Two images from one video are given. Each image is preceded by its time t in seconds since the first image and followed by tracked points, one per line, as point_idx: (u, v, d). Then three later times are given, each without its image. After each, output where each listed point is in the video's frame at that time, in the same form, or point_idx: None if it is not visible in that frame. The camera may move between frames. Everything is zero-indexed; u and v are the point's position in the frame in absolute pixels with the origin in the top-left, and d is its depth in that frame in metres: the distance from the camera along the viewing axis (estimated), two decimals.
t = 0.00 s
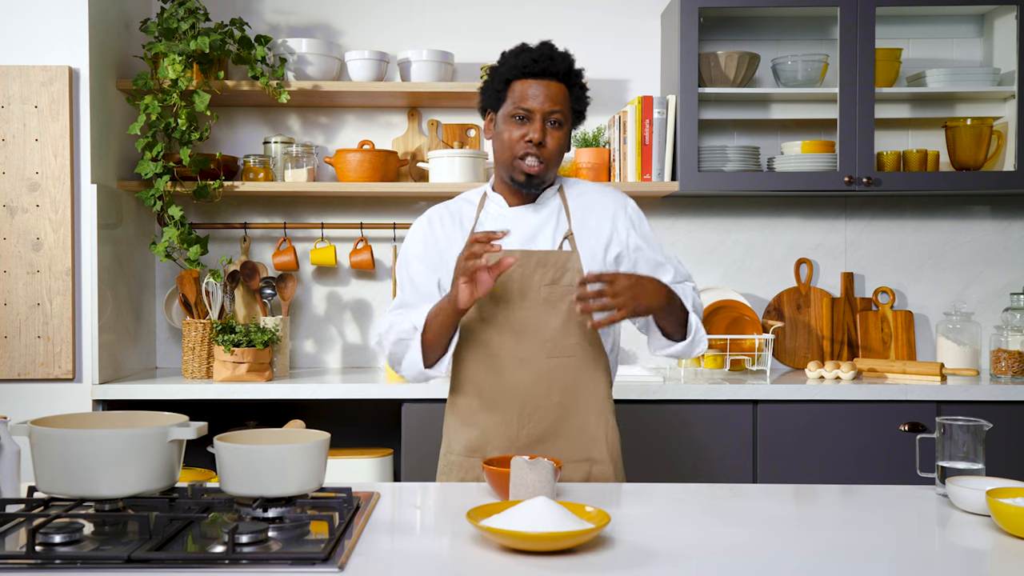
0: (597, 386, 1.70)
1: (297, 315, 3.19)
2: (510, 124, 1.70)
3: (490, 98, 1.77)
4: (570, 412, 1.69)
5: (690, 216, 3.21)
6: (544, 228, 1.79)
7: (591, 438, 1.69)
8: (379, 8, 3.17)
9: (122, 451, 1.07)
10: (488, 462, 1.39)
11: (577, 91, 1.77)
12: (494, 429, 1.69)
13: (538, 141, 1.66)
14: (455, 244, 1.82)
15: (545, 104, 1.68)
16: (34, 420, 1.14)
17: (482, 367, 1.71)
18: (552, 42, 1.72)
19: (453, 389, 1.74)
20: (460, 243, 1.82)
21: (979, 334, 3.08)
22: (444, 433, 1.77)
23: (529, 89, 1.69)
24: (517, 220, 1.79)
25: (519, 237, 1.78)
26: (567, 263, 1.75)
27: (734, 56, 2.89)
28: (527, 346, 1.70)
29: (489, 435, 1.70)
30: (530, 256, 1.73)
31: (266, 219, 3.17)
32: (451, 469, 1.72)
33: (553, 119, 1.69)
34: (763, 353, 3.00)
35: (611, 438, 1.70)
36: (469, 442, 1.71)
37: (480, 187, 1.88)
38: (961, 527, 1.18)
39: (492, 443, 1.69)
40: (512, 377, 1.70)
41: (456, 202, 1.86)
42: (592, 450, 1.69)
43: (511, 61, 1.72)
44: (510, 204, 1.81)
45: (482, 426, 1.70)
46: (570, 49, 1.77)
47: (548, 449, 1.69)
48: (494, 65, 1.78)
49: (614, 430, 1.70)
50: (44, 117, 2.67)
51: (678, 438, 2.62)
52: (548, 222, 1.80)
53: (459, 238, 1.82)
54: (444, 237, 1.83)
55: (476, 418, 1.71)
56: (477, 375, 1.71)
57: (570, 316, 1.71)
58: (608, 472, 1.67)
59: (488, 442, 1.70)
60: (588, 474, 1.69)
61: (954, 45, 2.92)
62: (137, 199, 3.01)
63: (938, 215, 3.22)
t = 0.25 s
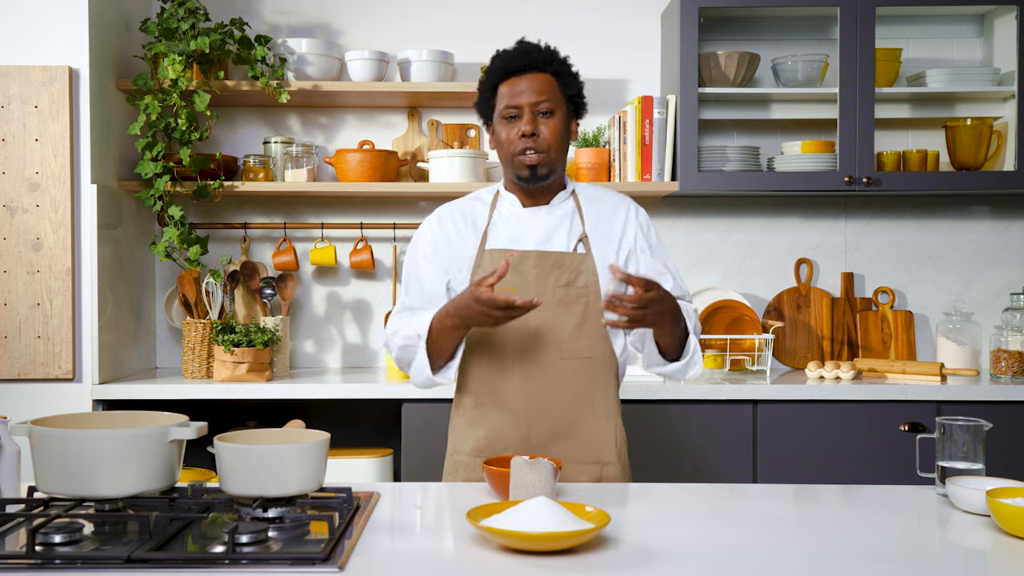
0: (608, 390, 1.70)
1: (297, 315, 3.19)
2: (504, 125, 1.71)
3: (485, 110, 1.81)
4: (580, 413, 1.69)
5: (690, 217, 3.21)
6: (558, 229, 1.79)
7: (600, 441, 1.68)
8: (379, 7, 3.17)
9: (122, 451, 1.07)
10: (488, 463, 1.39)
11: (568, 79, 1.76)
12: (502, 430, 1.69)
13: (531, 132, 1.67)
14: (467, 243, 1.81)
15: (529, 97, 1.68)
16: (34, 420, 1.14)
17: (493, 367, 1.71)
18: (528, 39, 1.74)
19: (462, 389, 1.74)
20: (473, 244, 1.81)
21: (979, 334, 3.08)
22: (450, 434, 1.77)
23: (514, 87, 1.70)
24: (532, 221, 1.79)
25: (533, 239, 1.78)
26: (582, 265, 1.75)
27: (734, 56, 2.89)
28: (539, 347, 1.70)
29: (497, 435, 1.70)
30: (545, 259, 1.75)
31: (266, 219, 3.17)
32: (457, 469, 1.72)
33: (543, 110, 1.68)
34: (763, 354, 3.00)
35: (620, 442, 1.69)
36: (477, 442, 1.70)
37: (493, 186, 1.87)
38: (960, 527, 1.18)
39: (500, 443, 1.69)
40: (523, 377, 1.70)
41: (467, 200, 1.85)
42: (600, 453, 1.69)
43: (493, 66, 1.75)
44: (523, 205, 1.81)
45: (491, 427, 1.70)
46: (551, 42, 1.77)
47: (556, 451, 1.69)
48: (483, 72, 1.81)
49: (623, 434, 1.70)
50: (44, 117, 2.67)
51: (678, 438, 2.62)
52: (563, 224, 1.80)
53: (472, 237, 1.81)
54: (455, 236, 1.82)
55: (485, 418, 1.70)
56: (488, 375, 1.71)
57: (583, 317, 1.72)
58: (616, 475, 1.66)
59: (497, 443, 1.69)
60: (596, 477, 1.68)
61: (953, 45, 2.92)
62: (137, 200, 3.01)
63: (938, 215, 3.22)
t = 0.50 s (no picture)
0: (607, 390, 1.70)
1: (297, 315, 3.19)
2: (503, 121, 1.72)
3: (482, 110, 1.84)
4: (578, 414, 1.69)
5: (690, 216, 3.21)
6: (556, 229, 1.79)
7: (599, 442, 1.69)
8: (379, 7, 3.17)
9: (122, 451, 1.07)
10: (488, 462, 1.39)
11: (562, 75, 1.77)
12: (502, 431, 1.69)
13: (531, 126, 1.67)
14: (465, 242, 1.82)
15: (527, 92, 1.69)
16: (34, 420, 1.14)
17: (492, 368, 1.71)
18: (521, 37, 1.78)
19: (461, 389, 1.73)
20: (472, 242, 1.83)
21: (979, 334, 3.08)
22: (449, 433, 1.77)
23: (511, 83, 1.71)
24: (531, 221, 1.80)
25: (531, 239, 1.78)
26: (580, 264, 1.74)
27: (734, 56, 2.89)
28: (538, 349, 1.70)
29: (497, 436, 1.70)
30: (542, 258, 1.73)
31: (266, 219, 3.17)
32: (457, 468, 1.72)
33: (542, 104, 1.69)
34: (763, 353, 3.00)
35: (620, 442, 1.70)
36: (476, 443, 1.70)
37: (492, 184, 1.88)
38: (960, 527, 1.18)
39: (499, 444, 1.69)
40: (522, 379, 1.69)
41: (467, 198, 1.86)
42: (600, 454, 1.69)
43: (489, 65, 1.78)
44: (522, 203, 1.81)
45: (491, 427, 1.70)
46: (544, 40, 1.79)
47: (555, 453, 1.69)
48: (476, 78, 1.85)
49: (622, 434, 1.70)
50: (44, 117, 2.67)
51: (678, 438, 2.62)
52: (562, 223, 1.80)
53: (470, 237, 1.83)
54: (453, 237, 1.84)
55: (485, 419, 1.70)
56: (486, 376, 1.71)
57: (581, 319, 1.72)
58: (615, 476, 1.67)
59: (497, 443, 1.69)
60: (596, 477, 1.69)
61: (953, 45, 2.92)
62: (137, 200, 3.01)
63: (938, 215, 3.22)
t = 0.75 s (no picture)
0: (599, 399, 1.70)
1: (298, 315, 3.19)
2: (493, 133, 1.71)
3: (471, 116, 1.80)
4: (571, 423, 1.68)
5: (690, 216, 3.21)
6: (549, 237, 1.79)
7: (592, 451, 1.68)
8: (379, 7, 3.17)
9: (122, 451, 1.07)
10: (488, 462, 1.39)
11: (557, 80, 1.75)
12: (497, 438, 1.70)
13: (524, 143, 1.66)
14: (459, 248, 1.84)
15: (518, 105, 1.68)
16: (34, 420, 1.14)
17: (486, 376, 1.72)
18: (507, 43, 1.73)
19: (458, 397, 1.75)
20: (464, 249, 1.83)
21: (979, 334, 3.08)
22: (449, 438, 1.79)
23: (502, 95, 1.69)
24: (523, 228, 1.79)
25: (522, 248, 1.78)
26: (572, 274, 1.74)
27: (734, 56, 2.89)
28: (530, 358, 1.71)
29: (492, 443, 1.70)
30: (534, 269, 1.73)
31: (265, 219, 3.17)
32: (456, 472, 1.74)
33: (534, 117, 1.68)
34: (763, 353, 3.00)
35: (614, 450, 1.69)
36: (470, 450, 1.72)
37: (486, 188, 1.88)
38: (960, 527, 1.18)
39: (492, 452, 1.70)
40: (514, 388, 1.70)
41: (461, 202, 1.87)
42: (594, 462, 1.68)
43: (476, 75, 1.75)
44: (514, 211, 1.80)
45: (486, 434, 1.71)
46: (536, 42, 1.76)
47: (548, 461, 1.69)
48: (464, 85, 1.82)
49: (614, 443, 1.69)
50: (44, 117, 2.67)
51: (678, 438, 2.62)
52: (554, 231, 1.79)
53: (463, 243, 1.83)
54: (446, 243, 1.85)
55: (480, 426, 1.72)
56: (480, 385, 1.73)
57: (573, 328, 1.72)
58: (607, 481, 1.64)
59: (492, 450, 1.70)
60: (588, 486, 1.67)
61: (954, 45, 2.92)
62: (137, 200, 3.01)
63: (938, 215, 3.22)
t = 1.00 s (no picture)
0: (594, 402, 1.70)
1: (298, 315, 3.19)
2: (489, 134, 1.70)
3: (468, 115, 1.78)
4: (566, 426, 1.69)
5: (690, 216, 3.21)
6: (544, 240, 1.78)
7: (586, 452, 1.69)
8: (379, 7, 3.17)
9: (122, 451, 1.07)
10: (487, 463, 1.39)
11: (557, 85, 1.73)
12: (491, 439, 1.71)
13: (517, 146, 1.65)
14: (453, 251, 1.81)
15: (515, 108, 1.66)
16: (34, 420, 1.14)
17: (481, 379, 1.72)
18: (507, 43, 1.71)
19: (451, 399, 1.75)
20: (458, 252, 1.81)
21: (979, 334, 3.08)
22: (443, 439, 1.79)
23: (499, 96, 1.68)
24: (518, 232, 1.79)
25: (517, 252, 1.78)
26: (567, 277, 1.74)
27: (734, 56, 2.89)
28: (525, 362, 1.71)
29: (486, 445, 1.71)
30: (529, 272, 1.73)
31: (265, 220, 3.17)
32: (451, 473, 1.75)
33: (530, 121, 1.67)
34: (763, 353, 3.00)
35: (608, 451, 1.71)
36: (466, 451, 1.73)
37: (478, 189, 1.86)
38: (961, 527, 1.18)
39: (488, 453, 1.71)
40: (509, 391, 1.70)
41: (454, 205, 1.85)
42: (588, 463, 1.70)
43: (475, 74, 1.73)
44: (508, 213, 1.80)
45: (480, 436, 1.72)
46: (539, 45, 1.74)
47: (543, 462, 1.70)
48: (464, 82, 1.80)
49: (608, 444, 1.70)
50: (44, 117, 2.67)
51: (678, 438, 2.62)
52: (550, 234, 1.79)
53: (457, 246, 1.81)
54: (441, 247, 1.82)
55: (474, 428, 1.72)
56: (474, 388, 1.72)
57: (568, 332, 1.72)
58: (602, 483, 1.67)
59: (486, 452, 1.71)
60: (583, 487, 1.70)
61: (954, 45, 2.92)
62: (137, 200, 3.01)
63: (938, 215, 3.22)
